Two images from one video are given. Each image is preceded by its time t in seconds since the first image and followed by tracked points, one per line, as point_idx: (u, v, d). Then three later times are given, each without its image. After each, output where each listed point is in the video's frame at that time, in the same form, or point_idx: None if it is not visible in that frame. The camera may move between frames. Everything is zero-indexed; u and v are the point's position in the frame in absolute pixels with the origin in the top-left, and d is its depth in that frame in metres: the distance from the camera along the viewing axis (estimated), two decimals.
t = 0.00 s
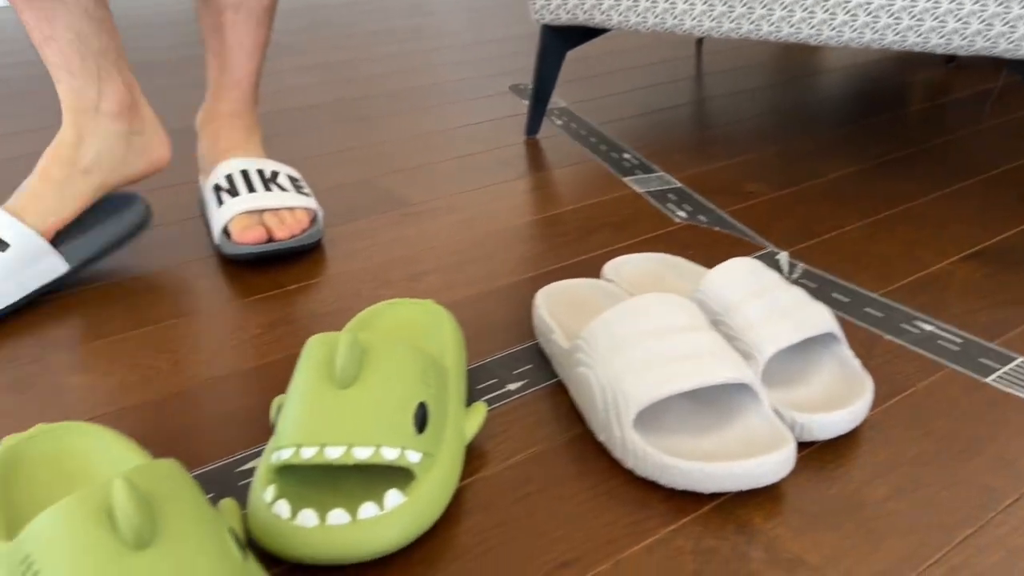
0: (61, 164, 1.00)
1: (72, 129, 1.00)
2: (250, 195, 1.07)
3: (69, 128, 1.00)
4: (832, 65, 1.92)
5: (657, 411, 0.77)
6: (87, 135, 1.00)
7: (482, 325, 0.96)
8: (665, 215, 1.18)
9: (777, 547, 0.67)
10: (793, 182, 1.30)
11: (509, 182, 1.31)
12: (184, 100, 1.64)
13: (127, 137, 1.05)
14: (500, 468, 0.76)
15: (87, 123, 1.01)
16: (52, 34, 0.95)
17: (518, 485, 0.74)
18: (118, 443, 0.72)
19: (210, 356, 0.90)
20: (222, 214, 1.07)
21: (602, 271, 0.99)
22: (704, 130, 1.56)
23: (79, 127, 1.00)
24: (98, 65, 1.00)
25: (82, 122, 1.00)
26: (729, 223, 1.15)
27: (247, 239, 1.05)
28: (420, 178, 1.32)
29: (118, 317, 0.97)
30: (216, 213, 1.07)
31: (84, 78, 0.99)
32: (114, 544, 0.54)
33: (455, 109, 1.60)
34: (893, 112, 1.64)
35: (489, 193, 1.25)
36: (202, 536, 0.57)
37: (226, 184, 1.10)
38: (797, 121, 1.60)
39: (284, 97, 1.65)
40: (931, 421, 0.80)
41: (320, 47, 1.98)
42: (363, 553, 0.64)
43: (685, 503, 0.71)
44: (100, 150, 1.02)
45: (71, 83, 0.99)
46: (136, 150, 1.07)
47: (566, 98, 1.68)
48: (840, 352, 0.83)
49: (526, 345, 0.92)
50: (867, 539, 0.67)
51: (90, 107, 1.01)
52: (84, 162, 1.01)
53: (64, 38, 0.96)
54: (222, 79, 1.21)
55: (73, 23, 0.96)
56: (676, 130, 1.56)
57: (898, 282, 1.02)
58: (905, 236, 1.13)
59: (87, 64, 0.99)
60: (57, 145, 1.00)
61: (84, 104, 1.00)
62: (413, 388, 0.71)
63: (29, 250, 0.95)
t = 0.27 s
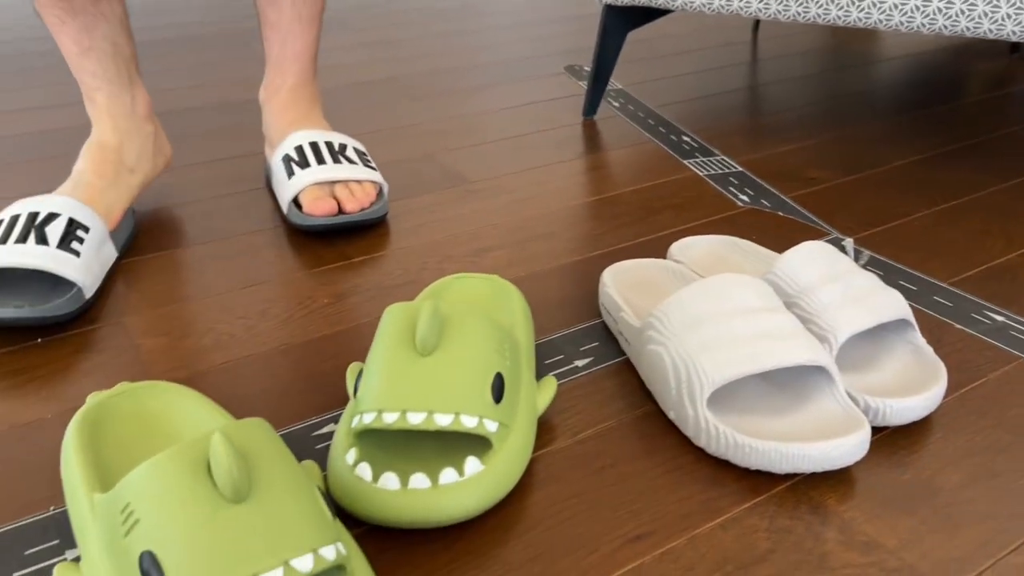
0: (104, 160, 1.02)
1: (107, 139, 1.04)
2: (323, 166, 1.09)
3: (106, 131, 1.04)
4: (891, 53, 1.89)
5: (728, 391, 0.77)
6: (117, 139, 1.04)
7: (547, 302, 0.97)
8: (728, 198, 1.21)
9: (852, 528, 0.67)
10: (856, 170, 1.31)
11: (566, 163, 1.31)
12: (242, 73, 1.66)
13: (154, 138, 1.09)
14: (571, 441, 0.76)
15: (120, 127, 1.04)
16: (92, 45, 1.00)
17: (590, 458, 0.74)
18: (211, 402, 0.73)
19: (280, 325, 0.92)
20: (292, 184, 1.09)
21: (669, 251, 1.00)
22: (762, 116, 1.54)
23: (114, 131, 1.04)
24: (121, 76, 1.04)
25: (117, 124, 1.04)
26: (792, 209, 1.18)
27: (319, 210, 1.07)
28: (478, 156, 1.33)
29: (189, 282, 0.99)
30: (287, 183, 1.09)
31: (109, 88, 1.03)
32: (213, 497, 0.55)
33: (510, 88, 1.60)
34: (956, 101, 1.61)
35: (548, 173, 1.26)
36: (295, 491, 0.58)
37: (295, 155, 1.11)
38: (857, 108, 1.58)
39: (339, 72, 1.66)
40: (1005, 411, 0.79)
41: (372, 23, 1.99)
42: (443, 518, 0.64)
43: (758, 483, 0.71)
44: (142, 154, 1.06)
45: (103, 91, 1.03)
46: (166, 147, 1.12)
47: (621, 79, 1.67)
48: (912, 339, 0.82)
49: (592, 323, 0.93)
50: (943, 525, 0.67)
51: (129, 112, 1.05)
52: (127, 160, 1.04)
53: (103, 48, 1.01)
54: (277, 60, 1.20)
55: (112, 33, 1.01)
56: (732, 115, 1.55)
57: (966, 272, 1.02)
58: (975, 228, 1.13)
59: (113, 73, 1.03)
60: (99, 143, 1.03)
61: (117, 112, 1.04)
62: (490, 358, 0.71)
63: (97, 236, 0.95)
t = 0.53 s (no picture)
0: (140, 135, 1.02)
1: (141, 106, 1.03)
2: (378, 157, 1.04)
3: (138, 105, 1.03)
4: (927, 40, 1.86)
5: (765, 375, 0.77)
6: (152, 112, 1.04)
7: (581, 281, 0.96)
8: (763, 183, 1.20)
9: (890, 514, 0.67)
10: (893, 156, 1.30)
11: (598, 144, 1.30)
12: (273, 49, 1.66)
13: (185, 112, 1.09)
14: (606, 420, 0.76)
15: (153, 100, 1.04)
16: (120, 19, 0.96)
17: (624, 437, 0.74)
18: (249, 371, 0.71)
19: (314, 299, 0.92)
20: (369, 180, 1.02)
21: (705, 233, 1.00)
22: (795, 101, 1.52)
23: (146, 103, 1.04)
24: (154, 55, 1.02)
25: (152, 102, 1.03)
26: (829, 194, 1.17)
27: (410, 197, 1.03)
28: (510, 136, 1.32)
29: (223, 255, 1.00)
30: (358, 183, 1.02)
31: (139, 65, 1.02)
32: (256, 461, 0.53)
33: (541, 68, 1.59)
34: (994, 90, 1.59)
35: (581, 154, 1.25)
36: (338, 460, 0.55)
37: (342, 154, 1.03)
38: (893, 95, 1.56)
39: (370, 49, 1.66)
40: None
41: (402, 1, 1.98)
42: (480, 492, 0.64)
43: (795, 466, 0.71)
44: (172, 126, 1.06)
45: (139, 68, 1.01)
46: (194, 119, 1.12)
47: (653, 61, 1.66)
48: (953, 327, 0.81)
49: (626, 304, 0.93)
50: (982, 514, 0.67)
51: (161, 87, 1.04)
52: (162, 135, 1.04)
53: (131, 22, 0.97)
54: (236, 59, 0.99)
55: (139, 6, 0.97)
56: (765, 99, 1.53)
57: (1005, 261, 1.01)
58: (1014, 218, 1.11)
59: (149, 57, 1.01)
60: (133, 118, 1.03)
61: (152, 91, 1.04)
62: (529, 334, 0.71)
63: (133, 206, 0.95)
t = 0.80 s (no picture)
0: (160, 108, 1.03)
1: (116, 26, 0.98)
2: (370, 146, 1.02)
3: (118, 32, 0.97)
4: (948, 22, 1.83)
5: (777, 355, 0.76)
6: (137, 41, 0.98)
7: (593, 260, 0.96)
8: (779, 164, 1.19)
9: (902, 496, 0.66)
10: (912, 139, 1.28)
11: (612, 123, 1.29)
12: (286, 22, 1.65)
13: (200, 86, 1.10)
14: (617, 397, 0.76)
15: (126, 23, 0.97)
16: None
17: (636, 415, 0.74)
18: (261, 342, 0.71)
19: (326, 273, 0.92)
20: (361, 173, 1.00)
21: (719, 213, 0.99)
22: (813, 82, 1.50)
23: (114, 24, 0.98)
24: None
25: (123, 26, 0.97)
26: (845, 176, 1.16)
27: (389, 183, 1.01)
28: (523, 113, 1.31)
29: (235, 228, 1.00)
30: (351, 175, 1.00)
31: None
32: (267, 431, 0.53)
33: (556, 46, 1.57)
34: (1015, 73, 1.56)
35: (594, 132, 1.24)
36: (348, 431, 0.55)
37: (333, 145, 1.01)
38: (912, 77, 1.54)
39: (384, 25, 1.65)
40: None
41: None
42: (490, 465, 0.64)
43: (807, 447, 0.71)
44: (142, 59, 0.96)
45: None
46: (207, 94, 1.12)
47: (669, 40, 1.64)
48: (969, 310, 0.80)
49: (639, 283, 0.92)
50: (996, 498, 0.66)
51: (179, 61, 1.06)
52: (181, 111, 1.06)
53: None
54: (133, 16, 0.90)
55: None
56: (782, 80, 1.51)
57: None
58: None
59: None
60: (153, 92, 1.04)
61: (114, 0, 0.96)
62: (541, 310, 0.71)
63: (149, 176, 0.95)
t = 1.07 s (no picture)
0: (159, 86, 1.00)
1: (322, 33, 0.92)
2: (372, 130, 1.01)
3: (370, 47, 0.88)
4: (957, 7, 1.81)
5: (776, 339, 0.76)
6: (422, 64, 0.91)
7: (594, 243, 0.96)
8: (783, 150, 1.18)
9: (898, 481, 0.66)
10: (918, 125, 1.27)
11: (617, 107, 1.29)
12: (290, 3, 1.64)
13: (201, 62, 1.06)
14: (615, 380, 0.76)
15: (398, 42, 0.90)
16: None
17: (634, 398, 0.74)
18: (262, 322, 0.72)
19: (327, 255, 0.92)
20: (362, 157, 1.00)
21: (721, 198, 0.99)
22: (819, 68, 1.49)
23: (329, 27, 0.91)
24: None
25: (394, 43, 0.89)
26: (849, 162, 1.16)
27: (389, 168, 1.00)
28: (527, 96, 1.31)
29: (237, 208, 1.00)
30: (353, 156, 1.00)
31: None
32: (264, 409, 0.53)
33: (561, 29, 1.56)
34: None
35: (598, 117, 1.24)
36: (345, 411, 0.56)
37: (335, 127, 1.00)
38: (919, 63, 1.52)
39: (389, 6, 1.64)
40: None
41: None
42: (487, 446, 0.65)
43: (804, 431, 0.71)
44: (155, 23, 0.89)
45: None
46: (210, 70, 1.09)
47: (675, 24, 1.63)
48: (970, 297, 0.80)
49: (639, 267, 0.92)
50: (992, 484, 0.66)
51: (179, 35, 1.03)
52: (180, 88, 1.03)
53: None
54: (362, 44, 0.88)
55: None
56: (788, 66, 1.50)
57: None
58: None
59: None
60: (153, 70, 1.01)
61: None
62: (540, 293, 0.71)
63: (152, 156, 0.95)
